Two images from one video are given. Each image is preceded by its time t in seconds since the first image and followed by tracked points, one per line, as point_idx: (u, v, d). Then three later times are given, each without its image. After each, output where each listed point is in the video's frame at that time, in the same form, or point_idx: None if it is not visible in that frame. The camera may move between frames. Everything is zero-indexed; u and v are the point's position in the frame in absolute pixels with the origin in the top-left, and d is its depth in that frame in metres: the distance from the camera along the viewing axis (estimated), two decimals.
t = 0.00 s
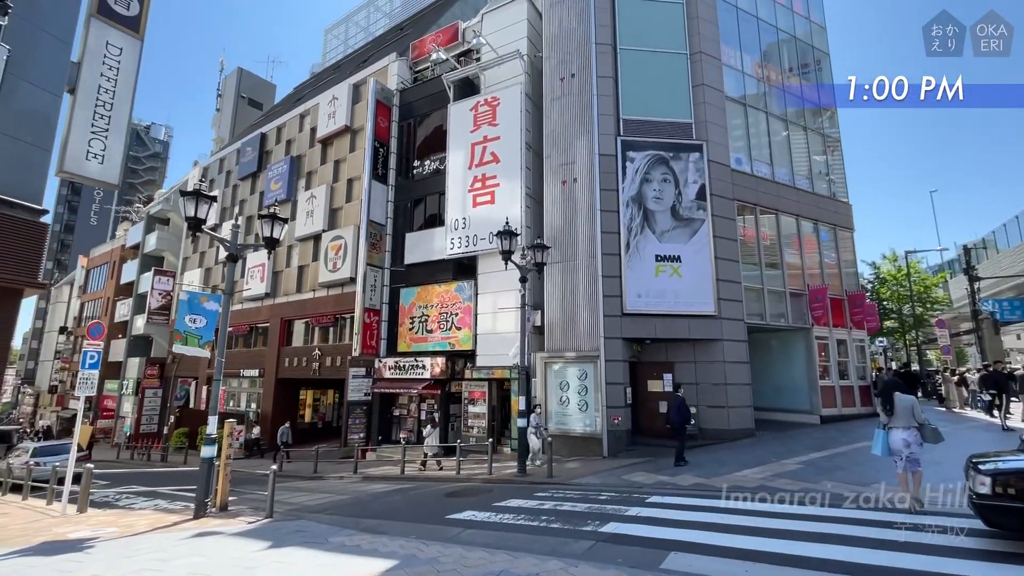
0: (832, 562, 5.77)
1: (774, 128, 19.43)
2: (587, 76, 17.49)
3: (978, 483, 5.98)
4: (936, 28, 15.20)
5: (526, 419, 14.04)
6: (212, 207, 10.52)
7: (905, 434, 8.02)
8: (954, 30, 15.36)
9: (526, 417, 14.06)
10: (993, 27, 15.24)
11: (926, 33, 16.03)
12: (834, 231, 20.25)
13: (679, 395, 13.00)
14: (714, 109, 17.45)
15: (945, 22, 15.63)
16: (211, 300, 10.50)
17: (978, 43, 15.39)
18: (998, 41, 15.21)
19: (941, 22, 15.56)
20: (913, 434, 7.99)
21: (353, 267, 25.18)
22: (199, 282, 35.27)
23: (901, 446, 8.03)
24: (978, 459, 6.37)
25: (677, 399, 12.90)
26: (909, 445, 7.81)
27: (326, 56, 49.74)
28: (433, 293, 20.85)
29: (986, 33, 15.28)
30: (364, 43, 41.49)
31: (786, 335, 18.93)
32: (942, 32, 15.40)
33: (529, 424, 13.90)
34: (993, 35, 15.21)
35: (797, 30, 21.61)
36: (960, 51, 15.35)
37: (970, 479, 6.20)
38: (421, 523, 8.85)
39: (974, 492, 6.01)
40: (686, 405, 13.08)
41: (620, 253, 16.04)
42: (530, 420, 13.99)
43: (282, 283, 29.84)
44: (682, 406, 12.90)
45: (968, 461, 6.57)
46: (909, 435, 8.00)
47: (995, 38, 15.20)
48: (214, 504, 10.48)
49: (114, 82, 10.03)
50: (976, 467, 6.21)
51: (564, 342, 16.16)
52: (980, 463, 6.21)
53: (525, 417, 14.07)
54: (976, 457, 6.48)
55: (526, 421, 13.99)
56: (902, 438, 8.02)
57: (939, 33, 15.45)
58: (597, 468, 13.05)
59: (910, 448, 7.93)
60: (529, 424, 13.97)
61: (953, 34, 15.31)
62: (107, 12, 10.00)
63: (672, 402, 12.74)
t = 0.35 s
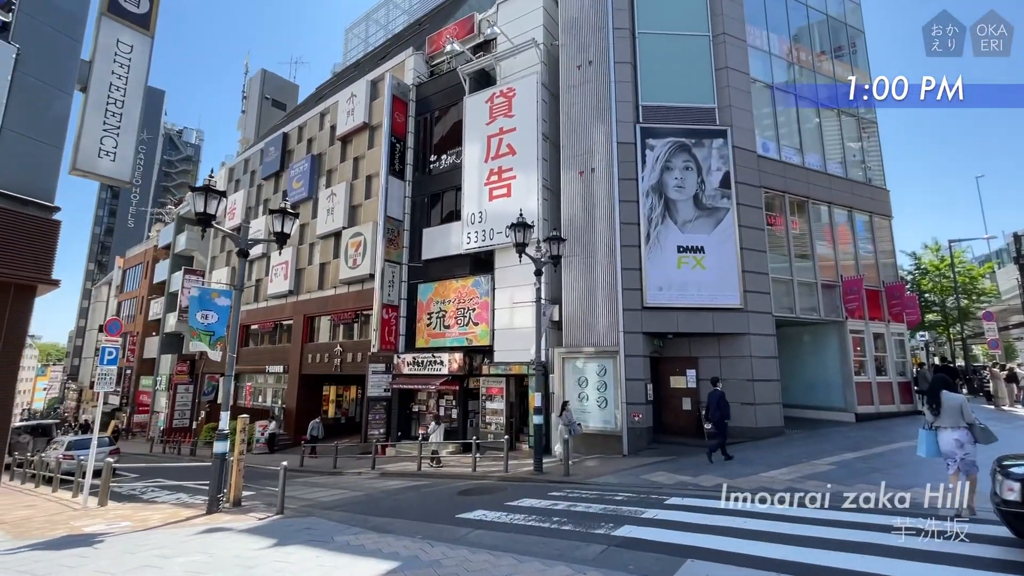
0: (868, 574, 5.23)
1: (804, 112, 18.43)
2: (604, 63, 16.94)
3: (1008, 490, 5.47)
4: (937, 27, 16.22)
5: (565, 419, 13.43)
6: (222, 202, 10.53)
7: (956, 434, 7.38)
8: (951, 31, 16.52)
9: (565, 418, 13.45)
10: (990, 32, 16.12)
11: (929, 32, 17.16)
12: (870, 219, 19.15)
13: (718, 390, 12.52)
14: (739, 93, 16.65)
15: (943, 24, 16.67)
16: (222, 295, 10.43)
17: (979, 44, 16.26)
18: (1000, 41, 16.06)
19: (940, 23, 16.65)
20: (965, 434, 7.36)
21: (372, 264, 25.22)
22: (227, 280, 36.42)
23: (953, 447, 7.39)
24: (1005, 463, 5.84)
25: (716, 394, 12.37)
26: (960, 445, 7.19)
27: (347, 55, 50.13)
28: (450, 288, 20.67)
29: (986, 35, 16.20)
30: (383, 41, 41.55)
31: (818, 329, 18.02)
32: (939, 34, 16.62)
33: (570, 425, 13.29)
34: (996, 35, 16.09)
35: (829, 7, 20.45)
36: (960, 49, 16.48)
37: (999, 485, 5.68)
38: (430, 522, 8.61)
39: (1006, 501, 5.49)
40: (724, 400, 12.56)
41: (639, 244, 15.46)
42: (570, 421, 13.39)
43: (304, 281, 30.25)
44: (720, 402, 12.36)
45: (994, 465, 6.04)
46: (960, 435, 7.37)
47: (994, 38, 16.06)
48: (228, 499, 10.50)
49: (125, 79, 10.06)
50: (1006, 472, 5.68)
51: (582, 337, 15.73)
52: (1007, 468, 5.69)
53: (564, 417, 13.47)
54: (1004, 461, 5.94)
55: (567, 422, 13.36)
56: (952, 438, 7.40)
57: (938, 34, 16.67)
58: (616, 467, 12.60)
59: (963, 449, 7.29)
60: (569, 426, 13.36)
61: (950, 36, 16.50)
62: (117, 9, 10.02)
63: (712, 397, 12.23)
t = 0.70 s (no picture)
0: None
1: (826, 98, 17.60)
2: (614, 51, 16.42)
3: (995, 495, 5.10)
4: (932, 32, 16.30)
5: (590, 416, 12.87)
6: (220, 198, 10.48)
7: (991, 434, 7.16)
8: (955, 31, 16.60)
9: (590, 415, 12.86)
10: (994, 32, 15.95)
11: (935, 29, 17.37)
12: (897, 209, 18.25)
13: (750, 387, 12.06)
14: (756, 79, 15.96)
15: (947, 25, 16.72)
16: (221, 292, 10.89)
17: (980, 43, 16.06)
18: (1006, 40, 15.80)
19: (943, 19, 16.72)
20: (1000, 434, 7.13)
21: (383, 261, 25.12)
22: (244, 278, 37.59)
23: (986, 447, 7.16)
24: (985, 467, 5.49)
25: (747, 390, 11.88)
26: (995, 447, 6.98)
27: (360, 53, 50.27)
28: (459, 285, 20.42)
29: (990, 33, 15.92)
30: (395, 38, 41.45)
31: (841, 324, 17.25)
32: (942, 31, 16.81)
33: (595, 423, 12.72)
34: (1001, 33, 15.82)
35: None
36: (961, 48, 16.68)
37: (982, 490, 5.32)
38: (429, 524, 8.35)
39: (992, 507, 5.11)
40: (756, 398, 12.04)
41: (652, 238, 14.94)
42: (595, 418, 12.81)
43: (318, 279, 30.40)
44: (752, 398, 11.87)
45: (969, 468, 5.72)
46: (996, 435, 7.13)
47: (996, 37, 15.85)
48: (231, 498, 10.42)
49: (124, 76, 9.98)
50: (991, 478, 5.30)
51: (592, 333, 15.31)
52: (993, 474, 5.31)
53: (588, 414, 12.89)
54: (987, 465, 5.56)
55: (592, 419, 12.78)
56: (987, 439, 7.16)
57: (939, 31, 16.84)
58: (626, 468, 12.19)
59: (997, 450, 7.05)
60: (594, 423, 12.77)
61: (953, 35, 16.63)
62: (115, 5, 9.95)
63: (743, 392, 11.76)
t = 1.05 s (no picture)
0: None
1: (839, 86, 16.95)
2: (617, 40, 15.97)
3: (953, 500, 4.81)
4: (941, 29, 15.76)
5: (606, 414, 12.47)
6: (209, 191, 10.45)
7: (1010, 429, 7.24)
8: (955, 31, 15.96)
9: (608, 412, 12.45)
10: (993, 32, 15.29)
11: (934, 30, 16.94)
12: (912, 201, 17.59)
13: (775, 382, 11.75)
14: (765, 66, 15.42)
15: (947, 24, 16.11)
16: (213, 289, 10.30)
17: (980, 43, 15.44)
18: (1006, 40, 15.13)
19: (943, 19, 16.17)
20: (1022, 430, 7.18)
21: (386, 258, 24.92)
22: (251, 276, 37.70)
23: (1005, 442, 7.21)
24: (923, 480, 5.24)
25: (773, 385, 11.57)
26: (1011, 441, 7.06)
27: (366, 51, 50.22)
28: (462, 282, 20.12)
29: (989, 33, 15.27)
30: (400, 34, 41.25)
31: (855, 320, 16.66)
32: (942, 32, 16.31)
33: (613, 421, 12.31)
34: (1000, 33, 15.16)
35: None
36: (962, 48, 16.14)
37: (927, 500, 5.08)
38: (419, 527, 8.05)
39: (949, 512, 4.81)
40: (783, 394, 11.72)
41: (656, 231, 14.49)
42: (613, 416, 12.39)
43: (322, 276, 30.36)
44: (778, 394, 11.55)
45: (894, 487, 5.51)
46: (1016, 430, 7.20)
47: (995, 38, 15.17)
48: (223, 497, 10.22)
49: (112, 67, 9.80)
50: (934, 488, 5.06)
51: (596, 330, 14.94)
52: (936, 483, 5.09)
53: (605, 412, 12.47)
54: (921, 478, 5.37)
55: (609, 417, 12.37)
56: (1005, 433, 7.25)
57: (939, 31, 16.38)
58: (629, 468, 11.81)
59: (1017, 443, 7.09)
60: (612, 421, 12.36)
61: (953, 35, 16.04)
62: None
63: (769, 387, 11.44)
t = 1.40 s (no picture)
0: None
1: (839, 79, 16.58)
2: (612, 32, 15.62)
3: (951, 500, 4.30)
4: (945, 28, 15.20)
5: (617, 416, 12.10)
6: (186, 184, 9.89)
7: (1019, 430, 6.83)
8: (954, 32, 15.48)
9: (618, 414, 12.09)
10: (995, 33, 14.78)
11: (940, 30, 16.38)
12: (915, 196, 17.19)
13: (791, 381, 11.27)
14: (763, 58, 15.05)
15: (948, 25, 15.60)
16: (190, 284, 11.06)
17: (979, 43, 15.01)
18: (1006, 41, 14.65)
19: (943, 21, 15.69)
20: None
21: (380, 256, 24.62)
22: (247, 274, 37.50)
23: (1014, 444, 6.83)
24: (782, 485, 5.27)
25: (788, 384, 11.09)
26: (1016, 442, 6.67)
27: (364, 48, 49.93)
28: (455, 279, 19.82)
29: (989, 33, 14.81)
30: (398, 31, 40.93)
31: (855, 318, 16.31)
32: (943, 34, 15.89)
33: (624, 423, 11.95)
34: (1000, 34, 14.65)
35: None
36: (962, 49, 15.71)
37: (849, 504, 4.72)
38: (397, 531, 7.74)
39: (945, 512, 4.30)
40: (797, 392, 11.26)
41: (651, 226, 14.14)
42: (624, 417, 12.03)
43: (317, 274, 30.13)
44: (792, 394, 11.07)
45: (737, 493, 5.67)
46: None
47: (995, 37, 14.69)
48: (202, 498, 9.95)
49: (86, 57, 9.51)
50: (836, 493, 4.82)
51: (589, 327, 14.63)
52: (812, 484, 5.04)
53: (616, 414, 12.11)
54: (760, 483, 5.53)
55: (621, 419, 12.02)
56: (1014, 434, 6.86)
57: (941, 33, 15.93)
58: (621, 469, 11.48)
59: None
60: (624, 424, 12.00)
61: (952, 36, 15.56)
62: None
63: (784, 387, 10.98)
